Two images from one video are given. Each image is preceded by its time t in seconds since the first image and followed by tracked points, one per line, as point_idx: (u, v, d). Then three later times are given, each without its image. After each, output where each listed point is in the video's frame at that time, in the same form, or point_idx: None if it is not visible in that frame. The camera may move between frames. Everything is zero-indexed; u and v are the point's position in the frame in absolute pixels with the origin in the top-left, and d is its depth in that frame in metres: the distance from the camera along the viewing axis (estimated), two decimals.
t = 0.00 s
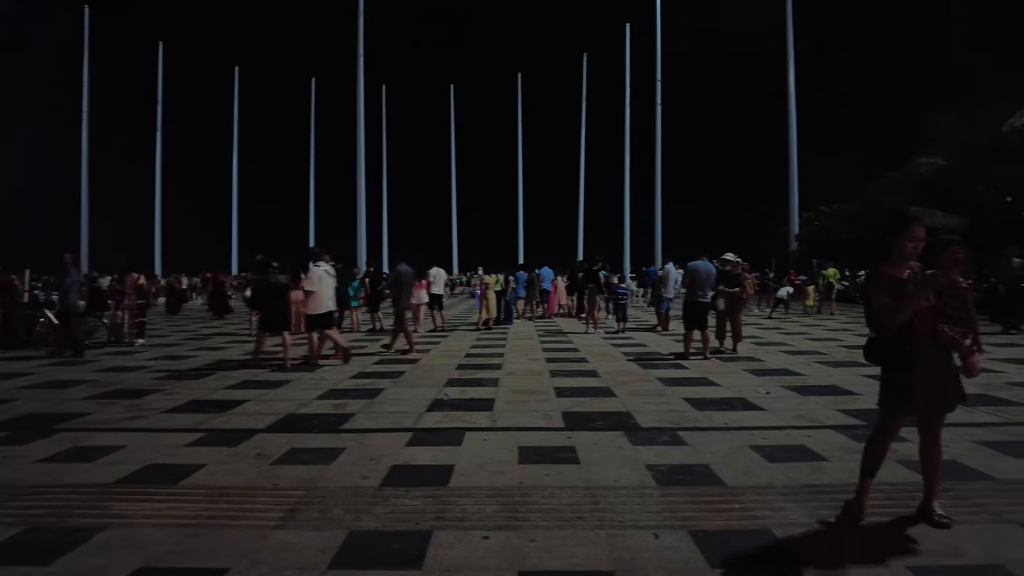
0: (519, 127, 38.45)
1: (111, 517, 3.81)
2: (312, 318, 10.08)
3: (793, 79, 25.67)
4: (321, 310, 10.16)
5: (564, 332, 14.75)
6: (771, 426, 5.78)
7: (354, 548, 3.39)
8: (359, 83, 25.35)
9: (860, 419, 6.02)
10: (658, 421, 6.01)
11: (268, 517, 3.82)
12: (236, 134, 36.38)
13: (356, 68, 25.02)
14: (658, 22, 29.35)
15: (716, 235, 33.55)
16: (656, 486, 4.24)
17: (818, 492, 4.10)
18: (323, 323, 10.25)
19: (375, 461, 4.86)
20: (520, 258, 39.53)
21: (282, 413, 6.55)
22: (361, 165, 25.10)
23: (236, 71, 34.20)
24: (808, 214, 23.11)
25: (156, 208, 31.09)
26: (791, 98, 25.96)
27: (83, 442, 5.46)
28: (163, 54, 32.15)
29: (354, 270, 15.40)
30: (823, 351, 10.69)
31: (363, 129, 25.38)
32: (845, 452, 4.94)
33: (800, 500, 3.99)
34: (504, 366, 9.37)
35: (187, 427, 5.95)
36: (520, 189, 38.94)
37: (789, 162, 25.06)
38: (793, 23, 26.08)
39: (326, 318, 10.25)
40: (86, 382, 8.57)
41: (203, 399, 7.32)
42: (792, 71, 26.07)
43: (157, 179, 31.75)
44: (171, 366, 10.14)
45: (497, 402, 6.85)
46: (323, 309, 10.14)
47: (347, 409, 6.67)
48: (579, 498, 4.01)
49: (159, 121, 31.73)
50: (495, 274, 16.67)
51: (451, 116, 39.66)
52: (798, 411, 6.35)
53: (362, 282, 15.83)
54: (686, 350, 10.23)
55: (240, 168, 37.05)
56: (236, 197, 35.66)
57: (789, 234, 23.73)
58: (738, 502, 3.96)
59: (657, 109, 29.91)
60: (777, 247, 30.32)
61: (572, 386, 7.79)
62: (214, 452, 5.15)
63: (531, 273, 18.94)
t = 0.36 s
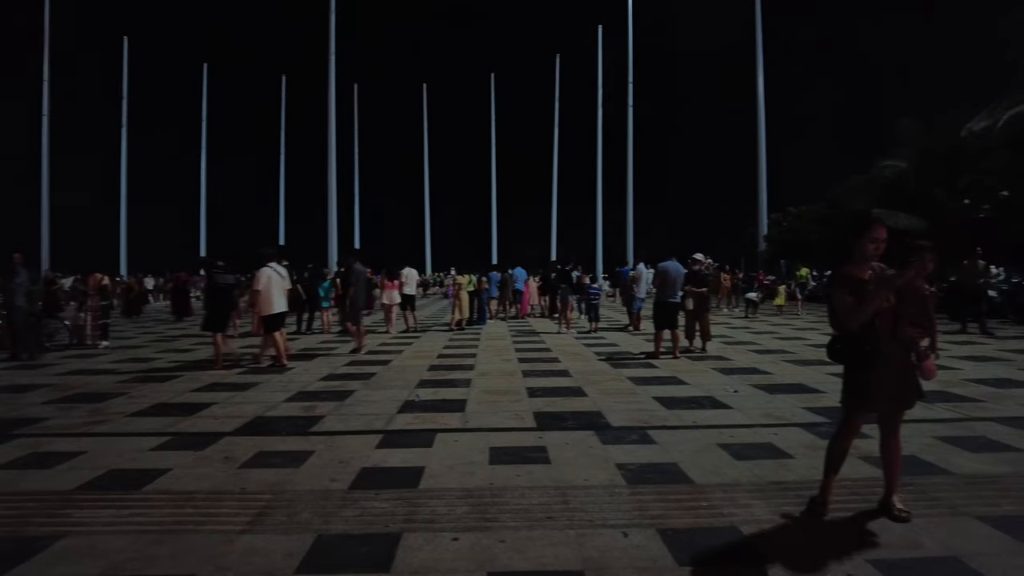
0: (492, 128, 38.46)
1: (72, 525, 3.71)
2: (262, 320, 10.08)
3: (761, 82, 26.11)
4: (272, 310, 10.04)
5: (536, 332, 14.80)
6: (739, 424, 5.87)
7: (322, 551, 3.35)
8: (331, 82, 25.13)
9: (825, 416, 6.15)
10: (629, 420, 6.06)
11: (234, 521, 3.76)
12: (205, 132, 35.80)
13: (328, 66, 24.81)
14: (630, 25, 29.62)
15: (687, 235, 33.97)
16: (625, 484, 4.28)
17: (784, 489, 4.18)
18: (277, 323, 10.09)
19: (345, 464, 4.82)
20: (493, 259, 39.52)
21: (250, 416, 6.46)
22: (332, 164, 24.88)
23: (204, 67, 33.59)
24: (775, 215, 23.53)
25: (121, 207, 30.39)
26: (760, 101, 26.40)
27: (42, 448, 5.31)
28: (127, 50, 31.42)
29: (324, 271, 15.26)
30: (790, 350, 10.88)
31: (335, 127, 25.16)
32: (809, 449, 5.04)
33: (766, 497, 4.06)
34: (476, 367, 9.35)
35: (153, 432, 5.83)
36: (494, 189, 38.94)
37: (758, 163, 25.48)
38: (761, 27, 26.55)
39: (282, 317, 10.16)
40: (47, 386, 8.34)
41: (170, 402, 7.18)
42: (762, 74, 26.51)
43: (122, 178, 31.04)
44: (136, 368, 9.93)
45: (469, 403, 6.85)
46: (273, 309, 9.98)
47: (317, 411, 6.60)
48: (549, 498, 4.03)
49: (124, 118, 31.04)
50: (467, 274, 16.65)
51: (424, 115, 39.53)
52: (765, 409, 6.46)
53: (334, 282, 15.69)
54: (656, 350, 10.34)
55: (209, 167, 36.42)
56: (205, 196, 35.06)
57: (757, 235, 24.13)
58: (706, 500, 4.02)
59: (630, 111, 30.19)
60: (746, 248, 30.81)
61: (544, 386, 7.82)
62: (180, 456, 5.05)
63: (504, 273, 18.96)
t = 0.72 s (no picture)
0: (470, 128, 38.44)
1: (37, 531, 3.63)
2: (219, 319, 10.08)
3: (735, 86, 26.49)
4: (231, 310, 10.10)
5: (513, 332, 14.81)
6: (712, 423, 5.94)
7: (295, 554, 3.32)
8: (306, 80, 24.90)
9: (796, 415, 6.25)
10: (604, 419, 6.10)
11: (205, 525, 3.71)
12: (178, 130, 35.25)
13: (304, 64, 24.59)
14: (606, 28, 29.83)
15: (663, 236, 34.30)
16: (600, 484, 4.31)
17: (756, 487, 4.24)
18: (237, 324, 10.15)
19: (319, 466, 4.78)
20: (471, 259, 39.47)
21: (223, 418, 6.37)
22: (308, 163, 24.66)
23: (176, 65, 33.08)
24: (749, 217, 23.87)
25: (91, 206, 29.75)
26: (734, 104, 26.75)
27: (7, 453, 5.19)
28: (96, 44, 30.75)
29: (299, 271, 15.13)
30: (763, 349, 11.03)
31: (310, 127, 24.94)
32: (780, 447, 5.13)
33: (739, 495, 4.12)
34: (453, 368, 9.34)
35: (122, 435, 5.73)
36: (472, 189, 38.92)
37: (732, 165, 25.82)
38: (736, 31, 26.89)
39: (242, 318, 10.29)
40: (11, 388, 8.14)
41: (140, 404, 7.06)
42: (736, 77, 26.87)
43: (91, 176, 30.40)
44: (105, 370, 9.76)
45: (445, 404, 6.83)
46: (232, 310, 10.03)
47: (291, 413, 6.54)
48: (524, 498, 4.04)
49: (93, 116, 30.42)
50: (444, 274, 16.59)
51: (401, 114, 39.35)
52: (737, 408, 6.55)
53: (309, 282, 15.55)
54: (631, 349, 10.42)
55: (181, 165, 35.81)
56: (178, 195, 34.54)
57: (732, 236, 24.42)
58: (679, 498, 4.06)
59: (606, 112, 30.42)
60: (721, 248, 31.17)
61: (520, 386, 7.83)
62: (151, 459, 4.97)
63: (481, 274, 18.94)
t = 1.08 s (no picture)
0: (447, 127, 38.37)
1: None
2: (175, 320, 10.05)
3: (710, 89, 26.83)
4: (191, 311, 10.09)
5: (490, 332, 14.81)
6: (686, 422, 6.00)
7: (266, 558, 3.28)
8: (281, 78, 24.61)
9: (769, 414, 6.33)
10: (580, 419, 6.13)
11: (175, 529, 3.65)
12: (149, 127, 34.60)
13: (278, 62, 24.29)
14: (584, 29, 29.98)
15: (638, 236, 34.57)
16: (575, 483, 4.32)
17: (729, 485, 4.29)
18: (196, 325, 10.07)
19: (292, 468, 4.73)
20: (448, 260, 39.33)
21: (195, 420, 6.27)
22: (283, 162, 24.38)
23: (147, 62, 32.48)
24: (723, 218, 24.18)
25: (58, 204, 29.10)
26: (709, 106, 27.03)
27: None
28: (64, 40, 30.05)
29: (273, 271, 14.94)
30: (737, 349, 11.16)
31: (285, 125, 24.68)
32: (752, 446, 5.19)
33: (712, 493, 4.16)
34: (429, 369, 9.30)
35: (89, 439, 5.60)
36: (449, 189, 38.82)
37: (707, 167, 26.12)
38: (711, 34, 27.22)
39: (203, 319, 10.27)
40: None
41: (108, 407, 6.92)
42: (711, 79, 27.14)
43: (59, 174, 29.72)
44: (72, 372, 9.56)
45: (421, 405, 6.80)
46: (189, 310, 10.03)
47: (265, 415, 6.45)
48: (500, 499, 4.03)
49: (61, 112, 29.75)
50: (421, 274, 16.52)
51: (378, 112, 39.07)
52: (711, 407, 6.63)
53: (283, 281, 15.40)
54: (607, 349, 10.48)
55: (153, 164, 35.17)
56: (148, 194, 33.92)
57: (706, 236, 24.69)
58: (653, 497, 4.09)
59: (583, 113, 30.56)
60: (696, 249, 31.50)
61: (497, 387, 7.84)
62: (119, 463, 4.86)
63: (458, 274, 18.91)
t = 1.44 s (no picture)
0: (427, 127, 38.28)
1: None
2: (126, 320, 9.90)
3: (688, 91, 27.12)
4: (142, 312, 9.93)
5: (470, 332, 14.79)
6: (663, 421, 6.04)
7: (241, 562, 3.24)
8: (258, 76, 24.36)
9: (745, 412, 6.40)
10: (558, 419, 6.15)
11: (148, 534, 3.59)
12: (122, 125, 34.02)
13: (255, 59, 24.04)
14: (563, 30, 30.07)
15: (617, 236, 34.79)
16: (553, 483, 4.33)
17: (705, 484, 4.34)
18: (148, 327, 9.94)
19: (268, 471, 4.68)
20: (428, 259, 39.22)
21: (168, 423, 6.17)
22: (259, 160, 24.12)
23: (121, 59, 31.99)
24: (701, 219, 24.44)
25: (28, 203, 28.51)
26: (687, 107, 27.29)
27: None
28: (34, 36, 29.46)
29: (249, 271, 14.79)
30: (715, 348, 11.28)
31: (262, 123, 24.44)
32: (729, 444, 5.25)
33: (688, 492, 4.20)
34: (408, 369, 9.26)
35: (60, 442, 5.49)
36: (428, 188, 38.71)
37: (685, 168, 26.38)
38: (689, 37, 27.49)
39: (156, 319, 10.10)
40: None
41: (80, 410, 6.79)
42: (689, 81, 27.40)
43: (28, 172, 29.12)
44: (41, 374, 9.37)
45: (399, 406, 6.78)
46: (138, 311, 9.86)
47: (241, 417, 6.38)
48: (478, 500, 4.03)
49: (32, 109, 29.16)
50: (400, 275, 16.45)
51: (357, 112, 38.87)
52: (689, 406, 6.68)
53: (259, 281, 15.24)
54: (586, 349, 10.52)
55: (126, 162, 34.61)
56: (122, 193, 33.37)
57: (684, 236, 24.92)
58: (631, 496, 4.12)
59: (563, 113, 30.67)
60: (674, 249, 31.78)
61: (476, 387, 7.83)
62: (90, 467, 4.77)
63: (437, 274, 18.86)
